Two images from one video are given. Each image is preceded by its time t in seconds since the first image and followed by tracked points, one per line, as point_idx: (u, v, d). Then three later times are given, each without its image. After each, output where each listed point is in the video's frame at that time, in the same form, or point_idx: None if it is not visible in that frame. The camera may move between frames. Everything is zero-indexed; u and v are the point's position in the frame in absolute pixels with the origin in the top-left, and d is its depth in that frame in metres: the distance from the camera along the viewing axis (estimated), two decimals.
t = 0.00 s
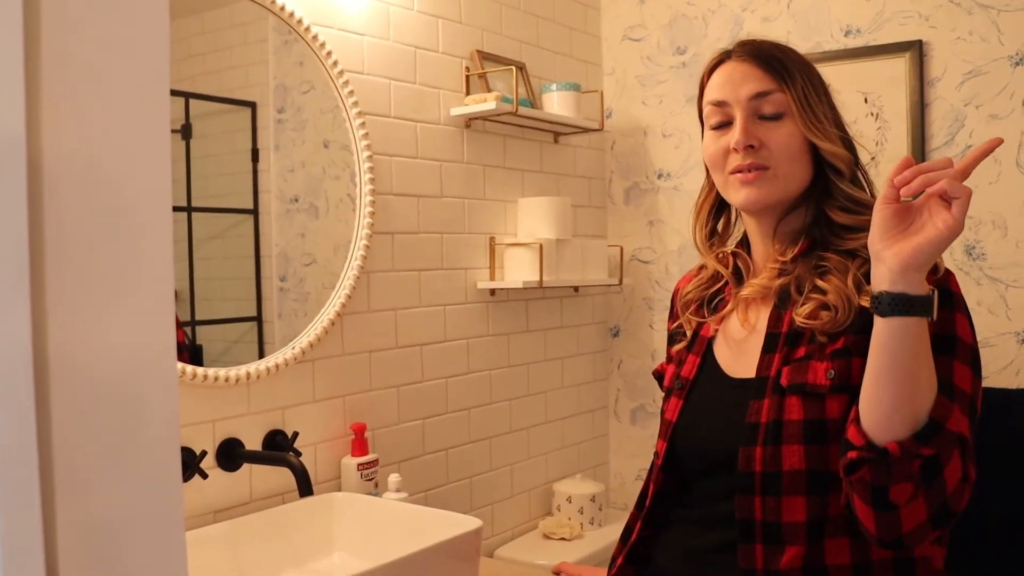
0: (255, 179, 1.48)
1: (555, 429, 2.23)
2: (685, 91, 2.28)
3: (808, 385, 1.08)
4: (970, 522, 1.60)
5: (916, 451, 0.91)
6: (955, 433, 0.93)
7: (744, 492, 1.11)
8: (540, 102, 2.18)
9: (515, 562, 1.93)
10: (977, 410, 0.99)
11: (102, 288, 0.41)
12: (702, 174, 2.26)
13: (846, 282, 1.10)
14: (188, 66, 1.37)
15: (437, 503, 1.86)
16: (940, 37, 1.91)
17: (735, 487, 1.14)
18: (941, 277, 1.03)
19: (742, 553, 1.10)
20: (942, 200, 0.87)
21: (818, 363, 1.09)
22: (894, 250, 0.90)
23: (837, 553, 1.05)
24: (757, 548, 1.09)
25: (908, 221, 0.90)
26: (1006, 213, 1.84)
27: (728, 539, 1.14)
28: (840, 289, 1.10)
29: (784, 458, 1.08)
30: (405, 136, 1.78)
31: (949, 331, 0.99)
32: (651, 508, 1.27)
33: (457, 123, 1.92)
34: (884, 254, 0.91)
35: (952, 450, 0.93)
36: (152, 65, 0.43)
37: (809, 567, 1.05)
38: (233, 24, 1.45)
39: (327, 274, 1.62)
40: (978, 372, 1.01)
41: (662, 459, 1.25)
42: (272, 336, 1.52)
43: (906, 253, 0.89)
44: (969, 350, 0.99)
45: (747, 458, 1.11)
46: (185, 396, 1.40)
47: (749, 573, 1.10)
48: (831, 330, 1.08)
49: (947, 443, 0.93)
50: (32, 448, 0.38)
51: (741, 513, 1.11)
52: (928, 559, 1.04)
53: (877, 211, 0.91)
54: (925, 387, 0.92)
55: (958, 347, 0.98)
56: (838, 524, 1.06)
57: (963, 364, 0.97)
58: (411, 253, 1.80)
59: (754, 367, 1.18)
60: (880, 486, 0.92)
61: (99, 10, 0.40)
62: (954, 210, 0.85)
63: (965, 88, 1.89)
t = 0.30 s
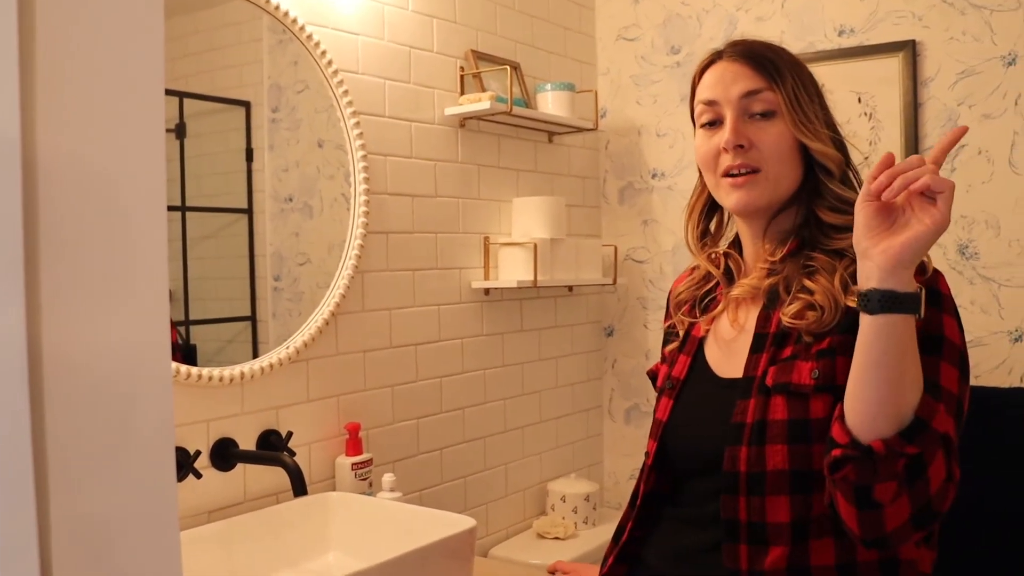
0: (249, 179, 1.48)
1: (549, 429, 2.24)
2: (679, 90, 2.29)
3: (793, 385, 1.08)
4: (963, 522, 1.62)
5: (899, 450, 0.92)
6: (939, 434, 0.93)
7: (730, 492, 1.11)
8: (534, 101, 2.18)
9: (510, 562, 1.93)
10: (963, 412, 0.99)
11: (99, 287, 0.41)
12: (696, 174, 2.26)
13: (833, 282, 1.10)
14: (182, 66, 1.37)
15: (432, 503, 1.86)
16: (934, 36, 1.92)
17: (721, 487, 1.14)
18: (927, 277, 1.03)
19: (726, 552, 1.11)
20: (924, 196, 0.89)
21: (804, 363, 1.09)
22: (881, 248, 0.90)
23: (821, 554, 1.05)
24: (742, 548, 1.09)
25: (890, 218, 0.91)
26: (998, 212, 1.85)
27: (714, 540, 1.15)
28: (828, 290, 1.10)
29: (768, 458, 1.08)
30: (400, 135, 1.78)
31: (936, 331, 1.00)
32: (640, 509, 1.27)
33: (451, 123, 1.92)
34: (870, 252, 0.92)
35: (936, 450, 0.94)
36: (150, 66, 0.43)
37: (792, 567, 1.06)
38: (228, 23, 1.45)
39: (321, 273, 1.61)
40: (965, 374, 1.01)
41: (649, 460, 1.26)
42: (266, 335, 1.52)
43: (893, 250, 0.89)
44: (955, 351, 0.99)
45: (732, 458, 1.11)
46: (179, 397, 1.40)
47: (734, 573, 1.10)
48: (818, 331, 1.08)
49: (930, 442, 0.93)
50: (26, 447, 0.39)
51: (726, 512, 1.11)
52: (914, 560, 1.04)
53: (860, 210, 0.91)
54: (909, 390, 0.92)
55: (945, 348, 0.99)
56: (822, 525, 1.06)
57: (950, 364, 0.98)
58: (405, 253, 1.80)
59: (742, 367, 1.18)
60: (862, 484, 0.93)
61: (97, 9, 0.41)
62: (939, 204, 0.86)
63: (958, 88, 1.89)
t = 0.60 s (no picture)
0: (244, 178, 1.48)
1: (544, 428, 2.24)
2: (674, 90, 2.29)
3: (783, 384, 1.09)
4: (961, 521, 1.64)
5: (897, 449, 0.92)
6: (934, 434, 0.94)
7: (721, 491, 1.11)
8: (528, 101, 2.18)
9: (505, 561, 1.93)
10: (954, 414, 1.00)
11: (95, 286, 0.41)
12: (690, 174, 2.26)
13: (824, 282, 1.11)
14: (176, 65, 1.36)
15: (426, 503, 1.86)
16: (927, 37, 1.93)
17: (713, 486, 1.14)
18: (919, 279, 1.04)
19: (718, 553, 1.11)
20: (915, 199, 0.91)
21: (795, 362, 1.09)
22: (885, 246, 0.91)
23: (813, 554, 1.05)
24: (733, 548, 1.09)
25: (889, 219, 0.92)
26: (991, 212, 1.86)
27: (706, 541, 1.15)
28: (819, 289, 1.10)
29: (759, 458, 1.09)
30: (394, 135, 1.78)
31: (929, 332, 1.00)
32: (632, 509, 1.28)
33: (446, 122, 1.92)
34: (874, 251, 0.92)
35: (931, 450, 0.94)
36: (145, 66, 0.43)
37: (784, 567, 1.06)
38: (222, 23, 1.44)
39: (316, 273, 1.61)
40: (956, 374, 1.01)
41: (641, 460, 1.26)
42: (261, 335, 1.51)
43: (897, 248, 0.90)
44: (947, 351, 1.00)
45: (724, 458, 1.12)
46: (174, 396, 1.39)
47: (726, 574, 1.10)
48: (809, 331, 1.08)
49: (926, 442, 0.93)
50: (22, 447, 0.38)
51: (718, 512, 1.11)
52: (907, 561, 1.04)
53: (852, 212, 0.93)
54: (908, 389, 0.92)
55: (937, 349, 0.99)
56: (813, 525, 1.06)
57: (942, 365, 0.99)
58: (400, 253, 1.80)
59: (735, 367, 1.19)
60: (858, 483, 0.93)
61: (95, 10, 0.41)
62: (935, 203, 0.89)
63: (952, 88, 1.90)
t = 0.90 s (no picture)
0: (238, 177, 1.48)
1: (538, 427, 2.24)
2: (668, 89, 2.29)
3: (776, 381, 1.09)
4: (955, 518, 1.65)
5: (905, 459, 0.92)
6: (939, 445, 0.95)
7: (714, 489, 1.11)
8: (523, 99, 2.18)
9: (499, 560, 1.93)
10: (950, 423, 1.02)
11: (86, 282, 0.40)
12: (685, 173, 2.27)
13: (817, 280, 1.11)
14: (170, 63, 1.36)
15: (419, 501, 1.87)
16: (921, 36, 1.93)
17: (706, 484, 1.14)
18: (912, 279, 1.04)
19: (711, 551, 1.11)
20: (980, 216, 0.84)
21: (788, 360, 1.09)
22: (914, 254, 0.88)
23: (805, 550, 1.06)
24: (726, 546, 1.09)
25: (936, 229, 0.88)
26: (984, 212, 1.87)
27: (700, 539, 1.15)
28: (812, 288, 1.11)
29: (752, 456, 1.09)
30: (389, 134, 1.78)
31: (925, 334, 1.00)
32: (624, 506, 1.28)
33: (440, 121, 1.92)
34: (903, 257, 0.89)
35: (932, 461, 0.95)
36: (142, 62, 0.43)
37: (777, 564, 1.07)
38: (217, 20, 1.44)
39: (310, 272, 1.61)
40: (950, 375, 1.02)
41: (633, 457, 1.26)
42: (255, 333, 1.51)
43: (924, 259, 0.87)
44: (942, 353, 1.00)
45: (717, 455, 1.12)
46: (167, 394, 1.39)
47: (718, 572, 1.10)
48: (802, 328, 1.09)
49: (930, 452, 0.94)
50: (13, 444, 0.38)
51: (711, 510, 1.11)
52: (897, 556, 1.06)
53: (906, 217, 0.88)
54: (918, 396, 0.92)
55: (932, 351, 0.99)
56: (806, 521, 1.07)
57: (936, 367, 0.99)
58: (394, 251, 1.80)
59: (727, 364, 1.19)
60: (862, 489, 0.93)
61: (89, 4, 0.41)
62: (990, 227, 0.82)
63: (946, 88, 1.91)
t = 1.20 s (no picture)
0: (233, 176, 1.48)
1: (534, 426, 2.24)
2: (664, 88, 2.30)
3: (773, 378, 1.10)
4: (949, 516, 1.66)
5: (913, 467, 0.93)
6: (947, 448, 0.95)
7: (712, 486, 1.11)
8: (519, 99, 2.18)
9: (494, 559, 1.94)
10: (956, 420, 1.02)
11: (83, 283, 0.40)
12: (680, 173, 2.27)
13: (814, 279, 1.12)
14: (165, 61, 1.36)
15: (415, 500, 1.87)
16: (916, 36, 1.94)
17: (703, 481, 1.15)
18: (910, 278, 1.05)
19: (709, 549, 1.11)
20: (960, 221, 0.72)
21: (785, 357, 1.10)
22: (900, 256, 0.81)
23: (802, 548, 1.06)
24: (723, 543, 1.10)
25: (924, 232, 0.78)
26: (979, 211, 1.87)
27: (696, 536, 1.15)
28: (807, 287, 1.12)
29: (750, 453, 1.09)
30: (384, 133, 1.78)
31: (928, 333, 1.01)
32: (620, 504, 1.28)
33: (436, 120, 1.92)
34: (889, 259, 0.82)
35: (942, 464, 0.96)
36: (138, 59, 0.43)
37: (774, 561, 1.07)
38: (212, 19, 1.44)
39: (306, 271, 1.61)
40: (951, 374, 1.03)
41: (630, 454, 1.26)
42: (250, 332, 1.51)
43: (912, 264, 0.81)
44: (944, 352, 1.01)
45: (714, 453, 1.12)
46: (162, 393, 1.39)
47: (716, 570, 1.10)
48: (800, 327, 1.10)
49: (938, 457, 0.95)
50: (8, 444, 0.38)
51: (709, 507, 1.11)
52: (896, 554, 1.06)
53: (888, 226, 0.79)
54: (922, 407, 0.92)
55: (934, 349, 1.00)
56: (803, 518, 1.07)
57: (940, 365, 0.99)
58: (390, 250, 1.80)
59: (722, 361, 1.19)
60: (874, 500, 0.94)
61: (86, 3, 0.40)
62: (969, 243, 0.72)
63: (941, 88, 1.91)
